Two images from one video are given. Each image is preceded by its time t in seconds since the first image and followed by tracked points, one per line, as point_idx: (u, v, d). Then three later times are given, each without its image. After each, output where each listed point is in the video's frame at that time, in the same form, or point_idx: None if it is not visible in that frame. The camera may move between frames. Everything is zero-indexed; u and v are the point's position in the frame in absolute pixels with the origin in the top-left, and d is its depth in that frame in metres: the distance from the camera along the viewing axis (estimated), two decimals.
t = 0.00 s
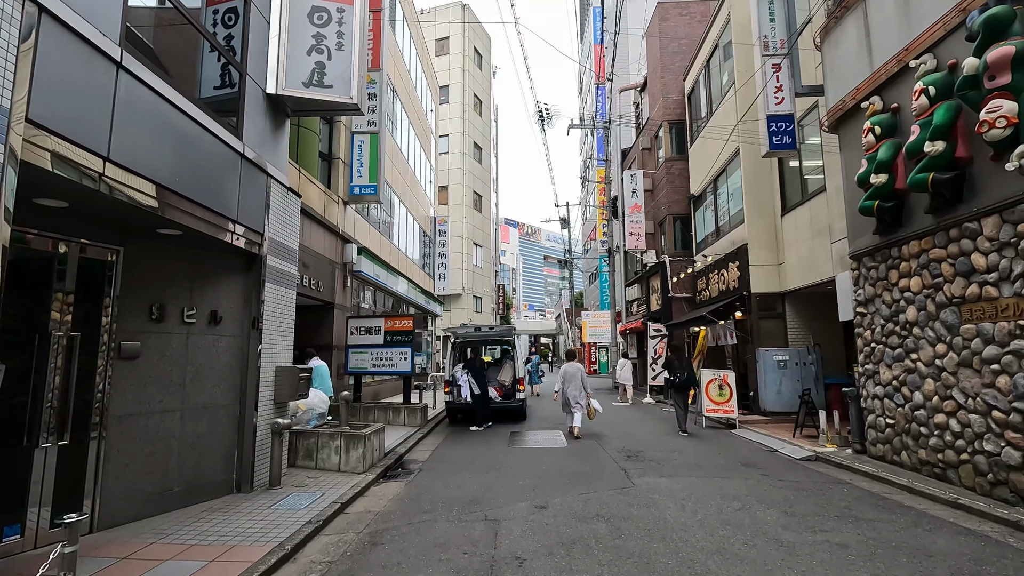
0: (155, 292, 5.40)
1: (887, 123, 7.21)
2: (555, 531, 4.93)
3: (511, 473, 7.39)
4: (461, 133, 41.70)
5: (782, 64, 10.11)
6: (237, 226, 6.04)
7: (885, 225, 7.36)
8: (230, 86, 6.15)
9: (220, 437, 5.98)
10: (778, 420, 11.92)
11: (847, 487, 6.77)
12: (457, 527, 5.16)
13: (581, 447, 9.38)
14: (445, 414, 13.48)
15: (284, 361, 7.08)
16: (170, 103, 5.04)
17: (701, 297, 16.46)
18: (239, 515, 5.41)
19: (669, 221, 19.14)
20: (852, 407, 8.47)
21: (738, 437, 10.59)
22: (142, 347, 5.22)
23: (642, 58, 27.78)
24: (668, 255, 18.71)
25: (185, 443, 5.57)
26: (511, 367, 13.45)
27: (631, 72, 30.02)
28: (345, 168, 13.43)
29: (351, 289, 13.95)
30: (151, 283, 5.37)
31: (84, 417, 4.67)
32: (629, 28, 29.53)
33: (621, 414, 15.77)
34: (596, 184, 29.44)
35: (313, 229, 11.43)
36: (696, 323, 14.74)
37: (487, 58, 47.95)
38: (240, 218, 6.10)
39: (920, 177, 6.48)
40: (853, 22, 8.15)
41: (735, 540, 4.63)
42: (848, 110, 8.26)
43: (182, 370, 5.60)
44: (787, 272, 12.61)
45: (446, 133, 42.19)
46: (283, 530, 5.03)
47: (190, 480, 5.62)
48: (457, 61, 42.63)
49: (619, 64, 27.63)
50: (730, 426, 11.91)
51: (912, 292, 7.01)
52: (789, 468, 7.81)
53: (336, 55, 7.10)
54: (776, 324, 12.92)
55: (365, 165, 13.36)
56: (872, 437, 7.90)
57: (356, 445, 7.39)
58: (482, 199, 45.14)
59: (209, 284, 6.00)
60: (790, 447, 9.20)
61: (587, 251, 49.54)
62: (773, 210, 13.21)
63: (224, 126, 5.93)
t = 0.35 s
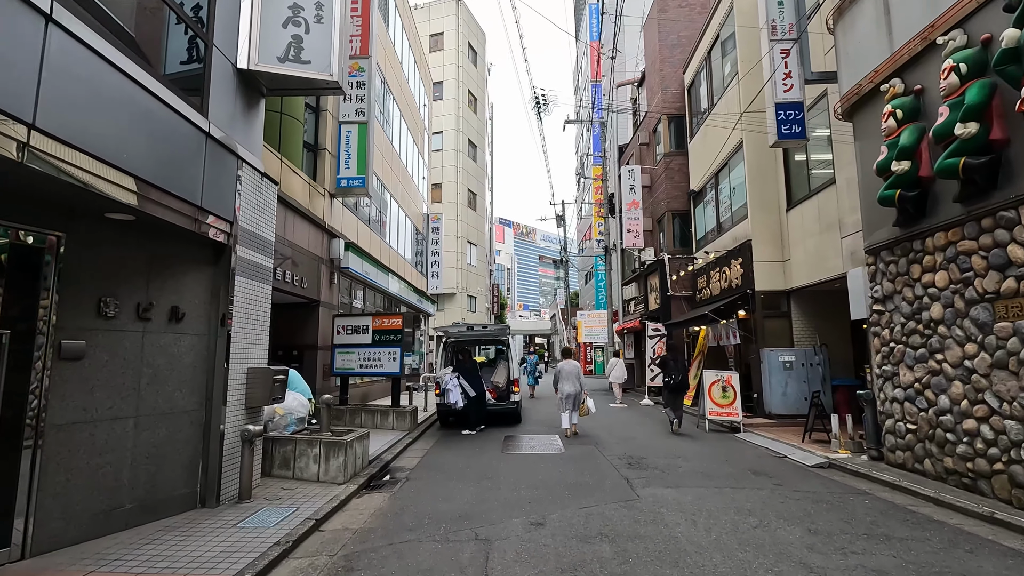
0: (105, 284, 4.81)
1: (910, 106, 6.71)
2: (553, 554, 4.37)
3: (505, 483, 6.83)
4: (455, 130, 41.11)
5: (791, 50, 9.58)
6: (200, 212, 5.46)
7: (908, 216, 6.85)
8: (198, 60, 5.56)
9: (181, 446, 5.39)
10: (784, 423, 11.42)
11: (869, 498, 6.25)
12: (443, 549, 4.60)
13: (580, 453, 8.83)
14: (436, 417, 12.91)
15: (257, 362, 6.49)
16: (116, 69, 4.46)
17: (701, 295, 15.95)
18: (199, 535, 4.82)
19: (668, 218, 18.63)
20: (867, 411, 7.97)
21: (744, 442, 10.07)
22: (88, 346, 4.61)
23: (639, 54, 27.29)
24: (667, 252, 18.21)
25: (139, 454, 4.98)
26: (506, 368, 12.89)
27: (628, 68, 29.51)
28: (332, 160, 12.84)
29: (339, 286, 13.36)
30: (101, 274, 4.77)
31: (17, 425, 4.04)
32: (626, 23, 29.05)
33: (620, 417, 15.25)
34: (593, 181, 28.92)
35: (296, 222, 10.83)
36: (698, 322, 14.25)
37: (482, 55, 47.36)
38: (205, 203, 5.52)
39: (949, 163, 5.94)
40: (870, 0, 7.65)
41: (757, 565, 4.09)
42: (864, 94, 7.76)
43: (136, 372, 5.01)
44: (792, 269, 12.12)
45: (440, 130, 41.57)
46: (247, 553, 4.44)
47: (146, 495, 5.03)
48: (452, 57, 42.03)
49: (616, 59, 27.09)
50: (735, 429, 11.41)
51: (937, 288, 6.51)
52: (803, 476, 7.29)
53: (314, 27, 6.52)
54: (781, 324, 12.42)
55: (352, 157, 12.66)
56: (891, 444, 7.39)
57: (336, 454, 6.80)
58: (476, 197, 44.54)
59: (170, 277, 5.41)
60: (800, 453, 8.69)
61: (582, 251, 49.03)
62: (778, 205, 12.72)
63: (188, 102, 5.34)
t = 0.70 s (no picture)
0: (35, 278, 4.15)
1: (937, 90, 6.19)
2: None
3: (496, 501, 6.20)
4: (447, 129, 40.50)
5: (801, 36, 9.06)
6: (152, 199, 4.80)
7: (935, 209, 6.32)
8: (153, 32, 4.93)
9: (127, 465, 4.74)
10: (790, 430, 10.88)
11: (897, 518, 5.67)
12: None
13: (577, 465, 8.21)
14: (425, 424, 12.26)
15: (220, 367, 5.83)
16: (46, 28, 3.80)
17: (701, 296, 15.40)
18: (140, 569, 4.16)
19: (666, 217, 18.10)
20: (886, 420, 7.43)
21: (751, 451, 9.50)
22: (10, 351, 3.96)
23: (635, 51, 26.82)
24: (665, 252, 17.66)
25: (75, 475, 4.33)
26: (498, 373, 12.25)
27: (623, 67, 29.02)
28: (316, 153, 12.20)
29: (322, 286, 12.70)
30: (29, 267, 4.12)
31: None
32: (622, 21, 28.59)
33: (617, 423, 14.66)
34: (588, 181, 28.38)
35: (274, 217, 10.17)
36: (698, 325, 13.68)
37: (475, 54, 46.83)
38: (158, 189, 4.86)
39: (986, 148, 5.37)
40: None
41: None
42: (884, 79, 7.24)
43: (72, 381, 4.35)
44: (798, 269, 11.59)
45: (432, 129, 40.94)
46: None
47: (82, 522, 4.37)
48: (445, 55, 41.44)
49: (611, 57, 26.58)
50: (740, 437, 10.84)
51: (969, 287, 5.96)
52: (820, 492, 6.72)
53: None
54: (787, 326, 11.88)
55: (337, 150, 11.97)
56: (915, 455, 6.83)
57: (310, 469, 6.15)
58: (469, 198, 43.92)
59: (116, 272, 4.76)
60: (812, 464, 8.13)
61: (577, 252, 48.50)
62: (783, 203, 12.20)
63: (139, 75, 4.69)
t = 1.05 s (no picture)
0: None
1: (976, 63, 5.66)
2: None
3: (493, 516, 5.63)
4: (443, 125, 39.92)
5: (816, 15, 8.54)
6: (102, 177, 4.20)
7: (975, 194, 5.78)
8: None
9: (70, 480, 4.15)
10: (802, 434, 10.36)
11: (937, 535, 5.13)
12: None
13: (580, 472, 7.66)
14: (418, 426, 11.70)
15: (186, 368, 5.23)
16: None
17: (707, 294, 14.83)
18: None
19: (668, 212, 17.55)
20: (913, 424, 6.89)
21: (763, 456, 8.96)
22: None
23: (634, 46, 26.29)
24: (667, 248, 17.11)
25: (5, 495, 3.74)
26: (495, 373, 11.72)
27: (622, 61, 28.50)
28: (304, 142, 11.59)
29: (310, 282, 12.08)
30: None
31: None
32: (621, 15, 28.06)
33: (618, 425, 14.11)
34: (587, 177, 27.84)
35: (258, 208, 9.58)
36: (704, 323, 13.12)
37: (472, 50, 46.25)
38: (110, 166, 4.26)
39: None
40: None
41: None
42: (913, 56, 6.71)
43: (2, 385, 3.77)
44: (810, 264, 11.04)
45: (428, 126, 40.34)
46: None
47: (16, 548, 3.80)
48: (441, 50, 40.82)
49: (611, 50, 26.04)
50: (750, 441, 10.29)
51: (1011, 280, 5.42)
52: (845, 503, 6.17)
53: None
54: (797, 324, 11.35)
55: (326, 139, 11.37)
56: (947, 463, 6.30)
57: (287, 480, 5.57)
58: (466, 196, 43.34)
59: (58, 259, 4.17)
60: (831, 470, 7.59)
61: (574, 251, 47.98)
62: (793, 195, 11.65)
63: (83, 33, 4.08)
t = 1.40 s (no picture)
0: None
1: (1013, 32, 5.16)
2: None
3: (483, 529, 5.10)
4: (436, 120, 39.29)
5: None
6: (26, 145, 3.61)
7: (1010, 176, 5.30)
8: None
9: None
10: (808, 435, 9.88)
11: (972, 550, 4.64)
12: None
13: (578, 478, 7.13)
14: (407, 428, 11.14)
15: (136, 366, 4.65)
16: None
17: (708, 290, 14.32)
18: None
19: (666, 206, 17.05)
20: (936, 426, 6.41)
21: (771, 459, 8.47)
22: None
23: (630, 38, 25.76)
24: (665, 242, 16.61)
25: None
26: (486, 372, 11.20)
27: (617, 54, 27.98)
28: (285, 129, 10.97)
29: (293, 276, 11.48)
30: None
31: None
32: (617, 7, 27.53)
33: (615, 425, 13.60)
34: (582, 172, 27.32)
35: (234, 196, 8.98)
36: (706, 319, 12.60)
37: (465, 44, 45.59)
38: (36, 132, 3.68)
39: None
40: None
41: None
42: (940, 29, 6.21)
43: None
44: (817, 258, 10.57)
45: (420, 120, 39.67)
46: None
47: None
48: (433, 43, 40.15)
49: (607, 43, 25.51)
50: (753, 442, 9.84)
51: None
52: (866, 513, 5.67)
53: None
54: (802, 321, 10.88)
55: (309, 125, 10.81)
56: (974, 469, 5.82)
57: (253, 492, 5.00)
58: (459, 191, 42.75)
59: None
60: (846, 476, 7.11)
61: (569, 248, 47.48)
62: (799, 186, 11.17)
63: None
